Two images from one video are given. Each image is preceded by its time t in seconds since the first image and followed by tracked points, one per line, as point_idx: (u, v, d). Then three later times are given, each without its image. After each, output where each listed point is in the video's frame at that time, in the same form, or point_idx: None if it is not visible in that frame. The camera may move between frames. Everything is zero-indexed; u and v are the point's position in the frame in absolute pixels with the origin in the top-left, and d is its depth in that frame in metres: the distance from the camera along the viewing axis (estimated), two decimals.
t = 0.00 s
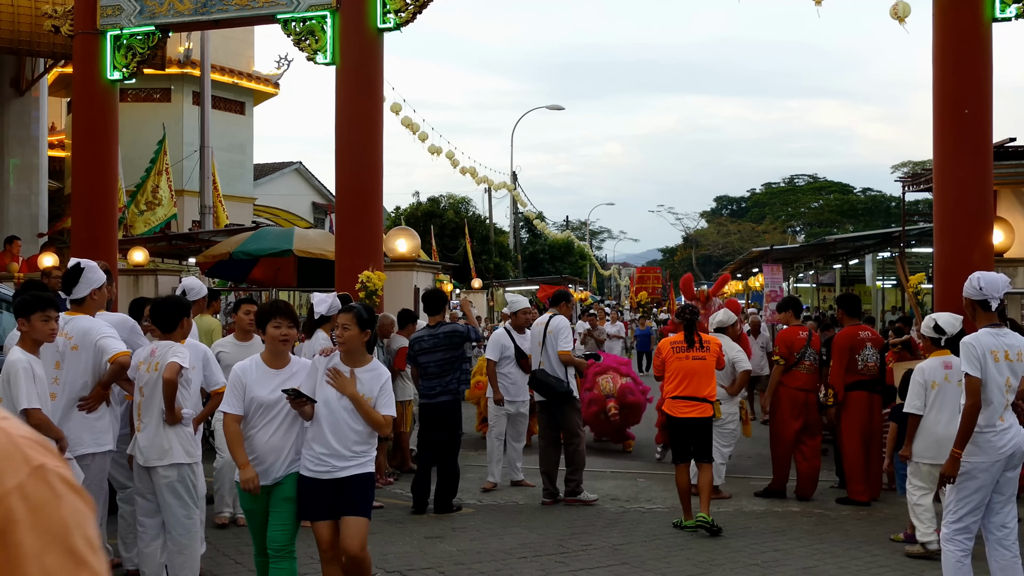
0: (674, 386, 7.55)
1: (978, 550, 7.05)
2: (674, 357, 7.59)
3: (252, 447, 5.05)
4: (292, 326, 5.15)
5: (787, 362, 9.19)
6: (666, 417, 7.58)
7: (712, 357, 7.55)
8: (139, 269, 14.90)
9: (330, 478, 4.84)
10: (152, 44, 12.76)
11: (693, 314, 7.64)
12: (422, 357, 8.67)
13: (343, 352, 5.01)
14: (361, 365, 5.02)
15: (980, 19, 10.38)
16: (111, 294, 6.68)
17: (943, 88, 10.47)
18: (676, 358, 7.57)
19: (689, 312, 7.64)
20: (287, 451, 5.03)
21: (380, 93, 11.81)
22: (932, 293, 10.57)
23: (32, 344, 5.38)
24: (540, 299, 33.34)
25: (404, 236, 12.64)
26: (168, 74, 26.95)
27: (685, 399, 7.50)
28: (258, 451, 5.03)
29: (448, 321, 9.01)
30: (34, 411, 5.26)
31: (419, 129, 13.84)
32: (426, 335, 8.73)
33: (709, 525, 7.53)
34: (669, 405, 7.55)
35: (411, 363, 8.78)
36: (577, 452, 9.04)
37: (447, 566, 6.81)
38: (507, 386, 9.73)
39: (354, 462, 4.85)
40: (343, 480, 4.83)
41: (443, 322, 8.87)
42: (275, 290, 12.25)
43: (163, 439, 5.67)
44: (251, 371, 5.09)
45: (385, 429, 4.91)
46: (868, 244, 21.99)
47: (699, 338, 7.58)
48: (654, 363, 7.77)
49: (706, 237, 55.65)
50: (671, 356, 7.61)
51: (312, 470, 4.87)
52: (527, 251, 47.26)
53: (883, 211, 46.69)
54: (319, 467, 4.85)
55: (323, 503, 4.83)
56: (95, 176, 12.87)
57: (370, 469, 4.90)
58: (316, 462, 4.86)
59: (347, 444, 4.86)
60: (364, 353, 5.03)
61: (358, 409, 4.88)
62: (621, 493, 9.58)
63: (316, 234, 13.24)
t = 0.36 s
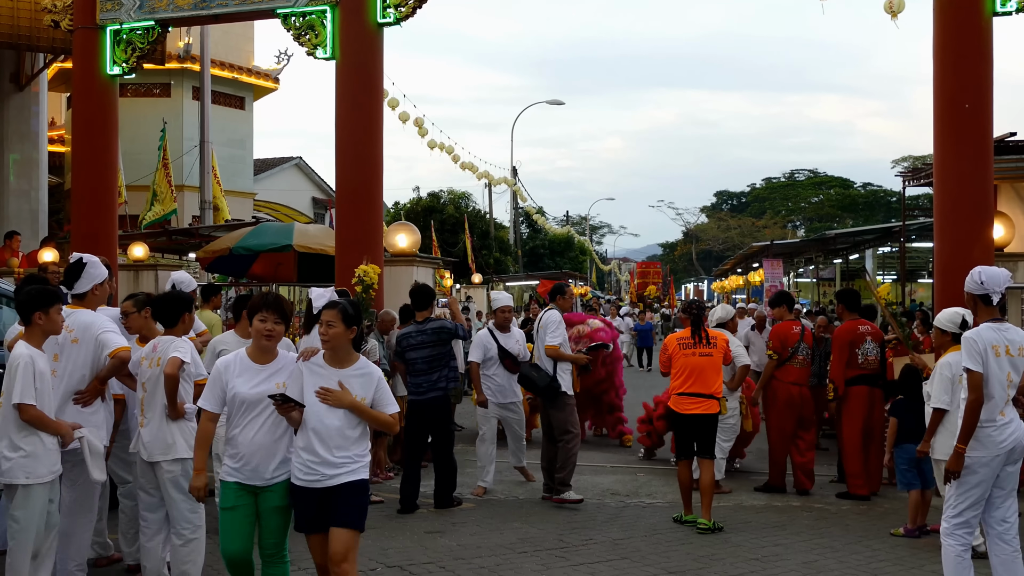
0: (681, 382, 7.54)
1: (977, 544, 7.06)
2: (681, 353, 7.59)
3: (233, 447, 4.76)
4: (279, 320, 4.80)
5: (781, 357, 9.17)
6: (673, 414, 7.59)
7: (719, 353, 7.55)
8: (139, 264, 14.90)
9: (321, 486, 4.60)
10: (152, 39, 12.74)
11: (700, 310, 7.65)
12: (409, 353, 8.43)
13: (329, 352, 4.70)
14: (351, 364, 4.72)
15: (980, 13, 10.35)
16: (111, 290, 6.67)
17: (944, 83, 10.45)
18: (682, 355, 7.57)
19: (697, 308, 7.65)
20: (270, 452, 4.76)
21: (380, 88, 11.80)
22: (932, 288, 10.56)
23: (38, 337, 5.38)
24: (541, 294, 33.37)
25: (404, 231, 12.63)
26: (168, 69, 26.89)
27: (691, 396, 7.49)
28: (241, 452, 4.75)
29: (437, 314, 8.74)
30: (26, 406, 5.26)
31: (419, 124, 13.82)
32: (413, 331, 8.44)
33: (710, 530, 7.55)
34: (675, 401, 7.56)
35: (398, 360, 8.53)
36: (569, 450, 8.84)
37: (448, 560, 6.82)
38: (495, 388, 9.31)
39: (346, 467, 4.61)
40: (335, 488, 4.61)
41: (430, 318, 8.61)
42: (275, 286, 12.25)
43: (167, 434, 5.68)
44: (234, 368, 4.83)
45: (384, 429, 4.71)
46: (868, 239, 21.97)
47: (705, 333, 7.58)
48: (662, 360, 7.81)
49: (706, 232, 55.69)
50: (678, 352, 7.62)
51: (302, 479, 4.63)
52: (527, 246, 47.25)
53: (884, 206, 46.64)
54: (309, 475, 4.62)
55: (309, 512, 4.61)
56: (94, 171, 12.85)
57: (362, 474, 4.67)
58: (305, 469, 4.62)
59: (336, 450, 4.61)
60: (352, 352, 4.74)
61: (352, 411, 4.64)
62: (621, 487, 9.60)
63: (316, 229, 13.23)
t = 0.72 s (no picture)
0: (690, 376, 7.56)
1: (978, 538, 7.08)
2: (690, 347, 7.59)
3: (209, 449, 4.65)
4: (240, 314, 4.65)
5: (776, 352, 9.19)
6: (682, 409, 7.59)
7: (728, 347, 7.56)
8: (140, 259, 14.89)
9: (309, 490, 4.39)
10: (152, 34, 12.73)
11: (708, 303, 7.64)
12: (396, 346, 8.33)
13: (306, 347, 4.51)
14: (328, 356, 4.51)
15: (981, 7, 10.32)
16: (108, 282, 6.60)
17: (944, 77, 10.44)
18: (691, 348, 7.57)
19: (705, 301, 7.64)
20: (246, 457, 4.66)
21: (380, 83, 11.79)
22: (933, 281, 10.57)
23: (60, 333, 5.36)
24: (541, 288, 33.38)
25: (404, 226, 12.62)
26: (168, 64, 26.88)
27: (702, 391, 7.47)
28: (218, 455, 4.64)
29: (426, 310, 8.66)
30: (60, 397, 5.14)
31: (419, 118, 13.80)
32: (399, 324, 8.32)
33: (711, 524, 7.57)
34: (684, 397, 7.56)
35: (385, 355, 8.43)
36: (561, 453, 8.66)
37: (449, 554, 6.84)
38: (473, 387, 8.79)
39: (334, 470, 4.43)
40: (323, 492, 4.41)
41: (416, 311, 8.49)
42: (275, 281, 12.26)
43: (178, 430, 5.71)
44: (208, 368, 4.73)
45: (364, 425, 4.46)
46: (868, 234, 21.95)
47: (714, 326, 7.59)
48: (669, 354, 7.80)
49: (707, 227, 55.72)
50: (687, 346, 7.62)
51: (289, 481, 4.42)
52: (527, 240, 47.28)
53: (884, 200, 46.61)
54: (297, 479, 4.40)
55: (299, 517, 4.38)
56: (94, 166, 12.83)
57: (353, 478, 4.49)
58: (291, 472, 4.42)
59: (323, 451, 4.42)
60: (329, 342, 4.52)
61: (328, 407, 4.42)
62: (622, 482, 9.61)
63: (316, 224, 13.22)
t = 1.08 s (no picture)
0: (689, 370, 7.57)
1: (977, 531, 7.11)
2: (690, 341, 7.58)
3: (162, 447, 4.37)
4: (197, 307, 4.32)
5: (771, 346, 9.24)
6: (682, 402, 7.60)
7: (728, 340, 7.57)
8: (140, 253, 14.88)
9: (251, 493, 4.06)
10: (152, 27, 12.72)
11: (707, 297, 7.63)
12: (390, 342, 8.27)
13: (256, 339, 4.19)
14: (280, 349, 4.18)
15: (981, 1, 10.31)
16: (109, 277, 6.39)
17: (944, 71, 10.43)
18: (691, 342, 7.57)
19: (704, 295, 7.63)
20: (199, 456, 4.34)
21: (381, 76, 11.79)
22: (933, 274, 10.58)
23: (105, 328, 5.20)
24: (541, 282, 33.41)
25: (404, 220, 12.62)
26: (168, 57, 26.85)
27: (701, 384, 7.51)
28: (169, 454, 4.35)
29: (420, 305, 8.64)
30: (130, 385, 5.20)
31: (419, 112, 13.79)
32: (394, 319, 8.30)
33: (712, 517, 7.60)
34: (684, 389, 7.58)
35: (380, 351, 8.36)
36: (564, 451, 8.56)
37: (449, 547, 6.86)
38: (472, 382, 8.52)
39: (276, 474, 4.07)
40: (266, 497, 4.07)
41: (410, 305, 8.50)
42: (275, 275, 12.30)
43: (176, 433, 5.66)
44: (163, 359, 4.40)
45: (311, 429, 4.11)
46: (869, 227, 21.95)
47: (714, 320, 7.57)
48: (669, 347, 7.79)
49: (707, 220, 55.72)
50: (686, 340, 7.60)
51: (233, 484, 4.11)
52: (527, 234, 47.29)
53: (884, 193, 46.58)
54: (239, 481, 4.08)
55: (242, 529, 4.05)
56: (94, 160, 12.83)
57: (299, 485, 4.13)
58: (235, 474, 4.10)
59: (268, 452, 4.08)
60: (283, 333, 4.20)
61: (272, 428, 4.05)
62: (623, 475, 9.64)
63: (316, 217, 13.21)
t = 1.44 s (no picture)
0: (681, 363, 7.59)
1: (976, 522, 7.14)
2: (681, 334, 7.57)
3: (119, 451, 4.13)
4: (153, 307, 4.03)
5: (772, 337, 9.26)
6: (674, 395, 7.63)
7: (720, 333, 7.58)
8: (140, 246, 14.87)
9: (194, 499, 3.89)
10: (151, 21, 12.71)
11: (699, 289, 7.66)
12: (385, 336, 8.27)
13: (206, 336, 4.01)
14: (230, 347, 4.00)
15: None
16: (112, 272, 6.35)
17: (944, 64, 10.44)
18: (682, 335, 7.56)
19: (696, 287, 7.65)
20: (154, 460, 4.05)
21: (380, 70, 11.80)
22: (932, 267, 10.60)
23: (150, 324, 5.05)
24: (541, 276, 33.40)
25: (404, 213, 12.62)
26: (167, 51, 26.82)
27: (694, 377, 7.54)
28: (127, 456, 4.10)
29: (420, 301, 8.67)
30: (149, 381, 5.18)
31: (419, 105, 13.79)
32: (388, 313, 8.30)
33: (711, 509, 7.63)
34: (676, 383, 7.59)
35: (375, 346, 8.36)
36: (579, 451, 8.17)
37: (450, 539, 6.89)
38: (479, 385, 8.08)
39: (218, 479, 3.88)
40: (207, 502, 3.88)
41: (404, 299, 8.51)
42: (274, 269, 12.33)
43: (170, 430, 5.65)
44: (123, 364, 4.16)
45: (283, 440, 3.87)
46: (868, 220, 21.95)
47: (705, 313, 7.59)
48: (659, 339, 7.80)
49: (707, 213, 55.73)
50: (677, 333, 7.59)
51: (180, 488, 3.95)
52: (526, 227, 47.32)
53: (884, 185, 46.60)
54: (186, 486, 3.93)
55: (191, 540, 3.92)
56: (93, 154, 12.83)
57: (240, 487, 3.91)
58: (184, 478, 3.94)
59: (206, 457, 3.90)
60: (234, 330, 4.04)
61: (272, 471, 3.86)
62: (623, 467, 9.66)
63: (316, 211, 13.21)
